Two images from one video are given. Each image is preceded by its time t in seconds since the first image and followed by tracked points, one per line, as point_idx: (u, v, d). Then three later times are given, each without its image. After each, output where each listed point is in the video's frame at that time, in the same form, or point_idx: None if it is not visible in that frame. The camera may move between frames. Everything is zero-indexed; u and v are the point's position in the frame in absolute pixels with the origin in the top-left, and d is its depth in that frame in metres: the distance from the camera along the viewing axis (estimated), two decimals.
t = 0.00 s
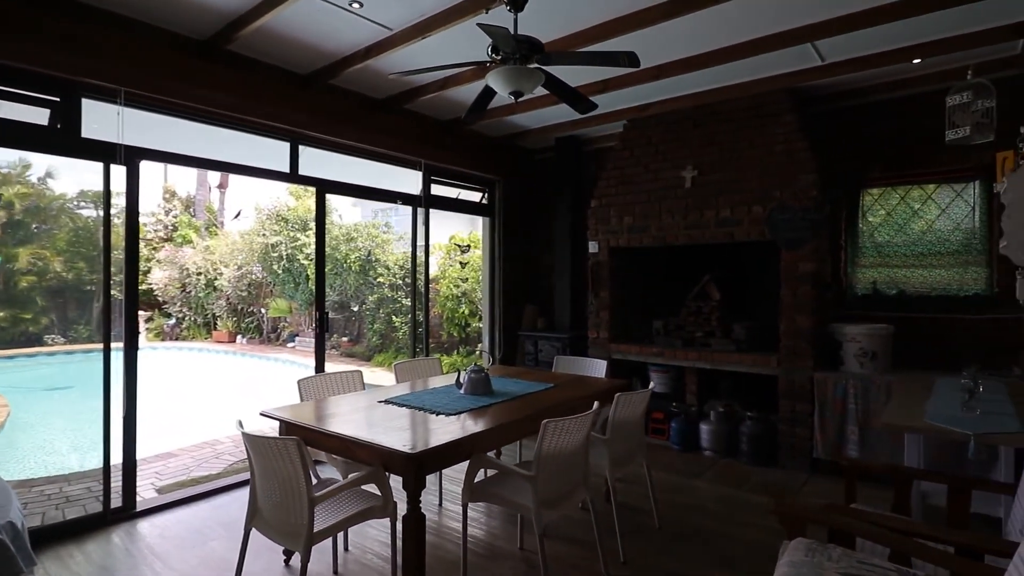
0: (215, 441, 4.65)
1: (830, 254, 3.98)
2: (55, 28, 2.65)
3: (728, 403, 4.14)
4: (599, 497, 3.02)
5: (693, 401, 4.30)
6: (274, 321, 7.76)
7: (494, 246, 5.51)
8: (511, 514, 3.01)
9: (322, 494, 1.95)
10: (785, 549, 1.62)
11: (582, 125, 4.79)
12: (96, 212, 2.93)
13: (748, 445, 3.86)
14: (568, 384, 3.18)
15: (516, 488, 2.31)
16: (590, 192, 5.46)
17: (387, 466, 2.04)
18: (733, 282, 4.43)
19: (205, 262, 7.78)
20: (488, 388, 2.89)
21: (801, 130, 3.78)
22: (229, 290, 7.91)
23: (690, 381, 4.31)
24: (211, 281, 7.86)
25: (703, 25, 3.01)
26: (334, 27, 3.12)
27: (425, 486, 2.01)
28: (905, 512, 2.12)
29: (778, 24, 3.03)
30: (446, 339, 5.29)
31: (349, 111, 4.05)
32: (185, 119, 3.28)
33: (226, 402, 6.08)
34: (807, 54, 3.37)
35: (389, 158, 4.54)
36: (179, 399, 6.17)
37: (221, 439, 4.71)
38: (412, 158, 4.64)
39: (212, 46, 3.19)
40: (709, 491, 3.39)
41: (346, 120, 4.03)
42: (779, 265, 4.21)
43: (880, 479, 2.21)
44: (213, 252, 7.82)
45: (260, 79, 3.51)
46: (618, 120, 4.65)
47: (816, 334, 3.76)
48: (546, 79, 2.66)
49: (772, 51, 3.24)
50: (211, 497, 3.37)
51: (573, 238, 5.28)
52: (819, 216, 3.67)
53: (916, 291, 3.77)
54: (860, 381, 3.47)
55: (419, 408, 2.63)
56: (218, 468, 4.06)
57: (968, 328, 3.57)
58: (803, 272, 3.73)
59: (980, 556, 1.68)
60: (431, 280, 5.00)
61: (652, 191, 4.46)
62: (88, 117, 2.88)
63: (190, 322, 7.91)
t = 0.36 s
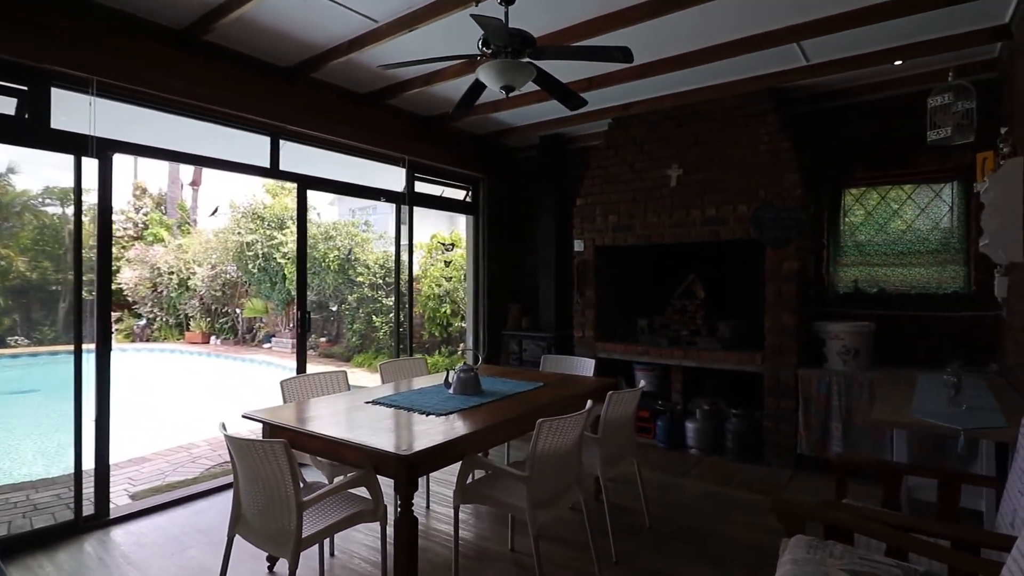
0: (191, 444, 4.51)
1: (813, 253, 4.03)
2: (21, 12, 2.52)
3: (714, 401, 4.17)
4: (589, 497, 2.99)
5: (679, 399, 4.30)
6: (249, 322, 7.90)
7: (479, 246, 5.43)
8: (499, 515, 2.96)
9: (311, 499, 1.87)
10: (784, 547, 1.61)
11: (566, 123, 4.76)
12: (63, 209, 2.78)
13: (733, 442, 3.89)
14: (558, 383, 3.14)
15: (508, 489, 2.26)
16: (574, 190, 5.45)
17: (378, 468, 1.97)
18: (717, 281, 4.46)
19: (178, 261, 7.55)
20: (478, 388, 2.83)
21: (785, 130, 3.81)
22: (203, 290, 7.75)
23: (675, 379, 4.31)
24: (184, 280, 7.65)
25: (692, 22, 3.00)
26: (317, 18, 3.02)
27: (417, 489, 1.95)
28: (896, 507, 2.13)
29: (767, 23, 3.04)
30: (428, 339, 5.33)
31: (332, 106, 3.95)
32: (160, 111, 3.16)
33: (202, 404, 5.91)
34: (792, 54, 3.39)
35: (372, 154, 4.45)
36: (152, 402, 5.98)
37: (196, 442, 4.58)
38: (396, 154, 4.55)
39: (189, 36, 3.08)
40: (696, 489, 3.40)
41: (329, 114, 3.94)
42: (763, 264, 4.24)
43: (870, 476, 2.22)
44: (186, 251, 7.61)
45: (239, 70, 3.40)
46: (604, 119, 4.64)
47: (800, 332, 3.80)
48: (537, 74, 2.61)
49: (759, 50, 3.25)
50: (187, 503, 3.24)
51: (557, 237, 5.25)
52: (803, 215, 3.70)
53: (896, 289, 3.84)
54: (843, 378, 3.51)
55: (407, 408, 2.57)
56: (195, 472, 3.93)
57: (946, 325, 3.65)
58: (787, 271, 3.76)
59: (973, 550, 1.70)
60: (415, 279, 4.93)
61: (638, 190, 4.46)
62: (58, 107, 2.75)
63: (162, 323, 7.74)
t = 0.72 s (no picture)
0: (170, 447, 4.36)
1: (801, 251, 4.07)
2: None
3: (703, 399, 4.18)
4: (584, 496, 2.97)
5: (669, 397, 4.31)
6: (227, 322, 7.94)
7: (467, 244, 5.36)
8: (493, 515, 2.91)
9: (306, 501, 1.81)
10: (792, 544, 1.60)
11: (554, 120, 4.73)
12: (33, 206, 2.65)
13: (723, 439, 3.91)
14: (551, 381, 3.11)
15: (506, 489, 2.22)
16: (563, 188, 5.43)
17: (375, 469, 1.91)
18: (706, 279, 4.48)
19: (153, 259, 7.30)
20: (472, 386, 2.78)
21: (775, 128, 3.84)
22: (179, 289, 7.60)
23: (664, 377, 4.32)
24: (159, 279, 7.43)
25: (687, 17, 2.99)
26: (306, 7, 2.94)
27: (416, 489, 1.89)
28: (893, 502, 2.15)
29: (760, 20, 3.05)
30: (414, 338, 5.68)
31: (318, 99, 3.86)
32: (141, 101, 3.05)
33: (180, 406, 5.74)
34: (783, 52, 3.41)
35: (360, 149, 4.36)
36: (127, 404, 5.77)
37: (175, 444, 4.44)
38: (383, 149, 4.47)
39: (172, 24, 2.97)
40: (689, 487, 3.39)
41: (315, 108, 3.84)
42: (753, 261, 4.27)
43: (867, 471, 2.24)
44: (161, 249, 7.36)
45: (224, 61, 3.29)
46: (593, 116, 4.62)
47: (789, 330, 3.83)
48: (533, 67, 2.57)
49: (752, 47, 3.25)
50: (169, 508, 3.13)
51: (546, 235, 5.22)
52: (792, 213, 3.73)
53: (882, 287, 3.90)
54: (832, 375, 3.55)
55: (400, 407, 2.51)
56: (175, 475, 3.80)
57: (931, 322, 3.72)
58: (777, 268, 3.79)
59: (975, 543, 1.72)
60: (402, 278, 4.85)
61: (627, 188, 4.45)
62: (33, 95, 2.63)
63: (135, 323, 7.55)
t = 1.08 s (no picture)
0: (148, 452, 4.22)
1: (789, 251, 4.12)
2: None
3: (693, 397, 4.20)
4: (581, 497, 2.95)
5: (659, 396, 4.31)
6: (203, 323, 7.83)
7: (454, 243, 5.30)
8: (488, 518, 2.86)
9: (304, 508, 1.75)
10: (802, 544, 1.60)
11: (543, 119, 4.69)
12: None
13: (714, 438, 3.92)
14: (545, 381, 3.07)
15: (506, 491, 2.18)
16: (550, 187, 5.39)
17: (375, 474, 1.86)
18: (695, 278, 4.49)
19: (125, 258, 7.00)
20: (467, 387, 2.73)
21: (764, 128, 3.87)
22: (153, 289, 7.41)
23: (655, 376, 4.32)
24: (133, 279, 7.15)
25: (682, 15, 2.98)
26: None
27: (417, 494, 1.84)
28: (891, 499, 2.16)
29: (754, 20, 3.06)
30: (398, 338, 5.52)
31: (305, 94, 3.76)
32: (119, 93, 2.93)
33: (157, 410, 5.57)
34: (775, 53, 3.43)
35: (347, 146, 4.27)
36: (101, 408, 5.57)
37: (154, 449, 4.30)
38: (371, 146, 4.37)
39: (153, 14, 2.85)
40: (682, 486, 3.40)
41: (302, 103, 3.74)
42: (742, 261, 4.29)
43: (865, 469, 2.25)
44: (134, 248, 7.08)
45: (207, 53, 3.18)
46: (582, 115, 4.60)
47: (778, 328, 3.86)
48: (530, 63, 2.53)
49: (745, 47, 3.26)
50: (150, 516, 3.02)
51: (534, 234, 5.19)
52: (782, 213, 3.76)
53: (868, 286, 3.98)
54: (822, 373, 3.58)
55: (396, 409, 2.46)
56: (155, 481, 3.68)
57: (916, 321, 3.79)
58: (767, 268, 3.81)
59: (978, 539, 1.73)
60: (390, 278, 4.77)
61: (617, 187, 4.44)
62: (7, 86, 2.50)
63: (108, 325, 7.31)
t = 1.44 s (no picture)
0: (125, 457, 4.07)
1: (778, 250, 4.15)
2: None
3: (684, 396, 4.19)
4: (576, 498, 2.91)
5: (649, 395, 4.30)
6: (180, 323, 7.74)
7: (442, 242, 5.22)
8: (482, 521, 2.81)
9: (299, 515, 1.68)
10: (811, 544, 1.60)
11: (532, 117, 4.65)
12: None
13: (705, 437, 3.92)
14: (539, 381, 3.02)
15: (505, 494, 2.13)
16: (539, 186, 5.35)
17: (373, 478, 1.79)
18: (685, 277, 4.49)
19: (99, 258, 6.61)
20: (462, 388, 2.67)
21: (754, 128, 3.88)
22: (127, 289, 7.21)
23: (645, 375, 4.30)
24: (108, 278, 6.81)
25: (678, 11, 2.97)
26: None
27: (416, 498, 1.78)
28: (889, 496, 2.17)
29: (749, 18, 3.06)
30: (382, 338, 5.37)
31: (291, 88, 3.65)
32: (98, 83, 2.81)
33: (133, 413, 5.38)
34: (768, 51, 3.44)
35: (334, 141, 4.17)
36: (73, 411, 5.37)
37: (131, 454, 4.15)
38: (359, 142, 4.28)
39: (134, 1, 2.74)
40: (676, 485, 3.38)
41: (288, 97, 3.63)
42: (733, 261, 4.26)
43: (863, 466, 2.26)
44: (107, 246, 6.69)
45: (191, 43, 3.06)
46: (572, 113, 4.57)
47: (768, 327, 3.88)
48: (528, 57, 2.48)
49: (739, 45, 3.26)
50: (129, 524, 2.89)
51: (523, 232, 5.14)
52: (772, 212, 3.78)
53: (855, 285, 4.03)
54: (811, 370, 3.61)
55: (390, 411, 2.39)
56: (134, 487, 3.55)
57: (902, 319, 3.85)
58: (758, 266, 3.82)
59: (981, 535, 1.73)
60: (377, 278, 4.66)
61: (607, 186, 4.42)
62: None
63: (80, 325, 6.93)
